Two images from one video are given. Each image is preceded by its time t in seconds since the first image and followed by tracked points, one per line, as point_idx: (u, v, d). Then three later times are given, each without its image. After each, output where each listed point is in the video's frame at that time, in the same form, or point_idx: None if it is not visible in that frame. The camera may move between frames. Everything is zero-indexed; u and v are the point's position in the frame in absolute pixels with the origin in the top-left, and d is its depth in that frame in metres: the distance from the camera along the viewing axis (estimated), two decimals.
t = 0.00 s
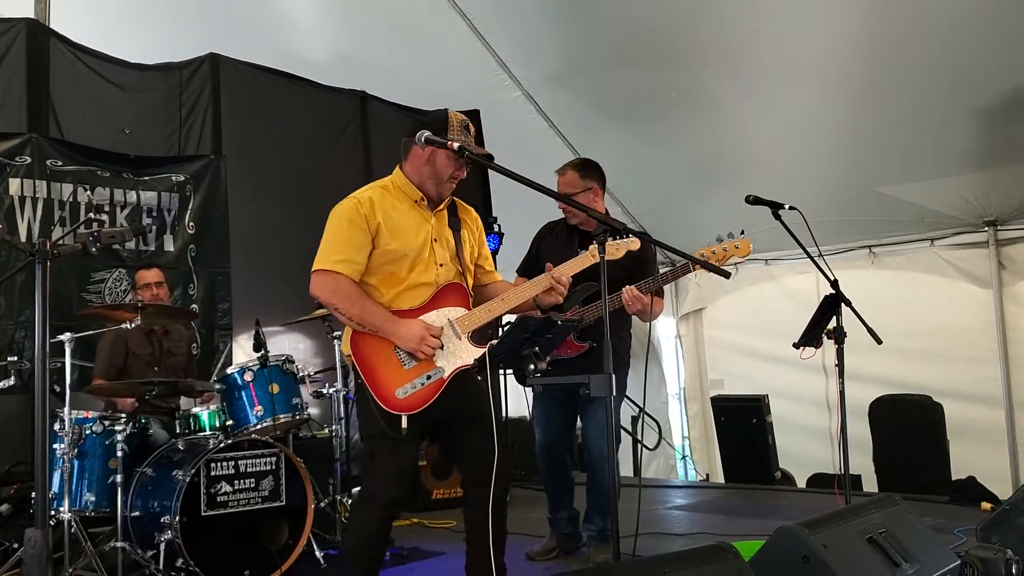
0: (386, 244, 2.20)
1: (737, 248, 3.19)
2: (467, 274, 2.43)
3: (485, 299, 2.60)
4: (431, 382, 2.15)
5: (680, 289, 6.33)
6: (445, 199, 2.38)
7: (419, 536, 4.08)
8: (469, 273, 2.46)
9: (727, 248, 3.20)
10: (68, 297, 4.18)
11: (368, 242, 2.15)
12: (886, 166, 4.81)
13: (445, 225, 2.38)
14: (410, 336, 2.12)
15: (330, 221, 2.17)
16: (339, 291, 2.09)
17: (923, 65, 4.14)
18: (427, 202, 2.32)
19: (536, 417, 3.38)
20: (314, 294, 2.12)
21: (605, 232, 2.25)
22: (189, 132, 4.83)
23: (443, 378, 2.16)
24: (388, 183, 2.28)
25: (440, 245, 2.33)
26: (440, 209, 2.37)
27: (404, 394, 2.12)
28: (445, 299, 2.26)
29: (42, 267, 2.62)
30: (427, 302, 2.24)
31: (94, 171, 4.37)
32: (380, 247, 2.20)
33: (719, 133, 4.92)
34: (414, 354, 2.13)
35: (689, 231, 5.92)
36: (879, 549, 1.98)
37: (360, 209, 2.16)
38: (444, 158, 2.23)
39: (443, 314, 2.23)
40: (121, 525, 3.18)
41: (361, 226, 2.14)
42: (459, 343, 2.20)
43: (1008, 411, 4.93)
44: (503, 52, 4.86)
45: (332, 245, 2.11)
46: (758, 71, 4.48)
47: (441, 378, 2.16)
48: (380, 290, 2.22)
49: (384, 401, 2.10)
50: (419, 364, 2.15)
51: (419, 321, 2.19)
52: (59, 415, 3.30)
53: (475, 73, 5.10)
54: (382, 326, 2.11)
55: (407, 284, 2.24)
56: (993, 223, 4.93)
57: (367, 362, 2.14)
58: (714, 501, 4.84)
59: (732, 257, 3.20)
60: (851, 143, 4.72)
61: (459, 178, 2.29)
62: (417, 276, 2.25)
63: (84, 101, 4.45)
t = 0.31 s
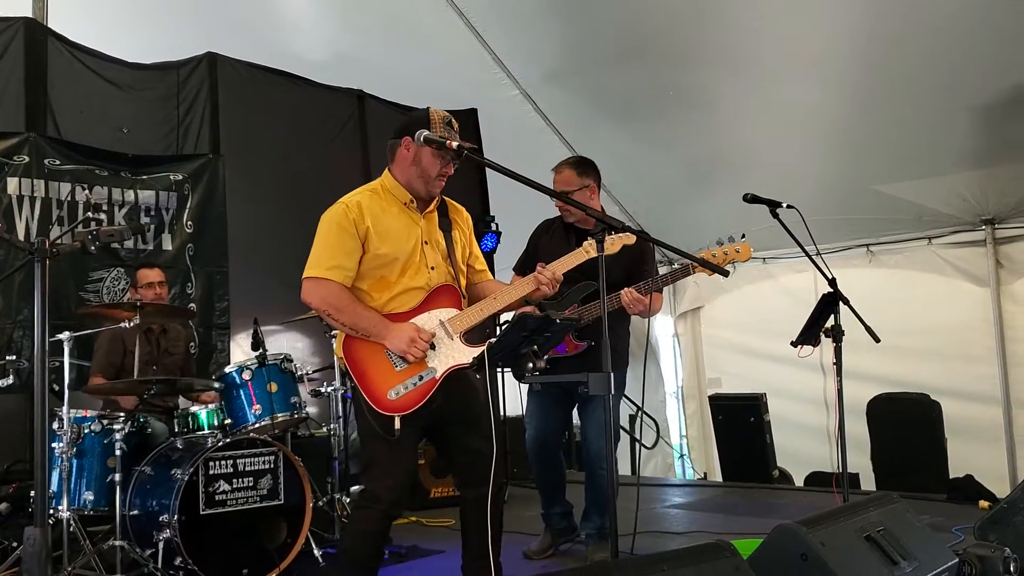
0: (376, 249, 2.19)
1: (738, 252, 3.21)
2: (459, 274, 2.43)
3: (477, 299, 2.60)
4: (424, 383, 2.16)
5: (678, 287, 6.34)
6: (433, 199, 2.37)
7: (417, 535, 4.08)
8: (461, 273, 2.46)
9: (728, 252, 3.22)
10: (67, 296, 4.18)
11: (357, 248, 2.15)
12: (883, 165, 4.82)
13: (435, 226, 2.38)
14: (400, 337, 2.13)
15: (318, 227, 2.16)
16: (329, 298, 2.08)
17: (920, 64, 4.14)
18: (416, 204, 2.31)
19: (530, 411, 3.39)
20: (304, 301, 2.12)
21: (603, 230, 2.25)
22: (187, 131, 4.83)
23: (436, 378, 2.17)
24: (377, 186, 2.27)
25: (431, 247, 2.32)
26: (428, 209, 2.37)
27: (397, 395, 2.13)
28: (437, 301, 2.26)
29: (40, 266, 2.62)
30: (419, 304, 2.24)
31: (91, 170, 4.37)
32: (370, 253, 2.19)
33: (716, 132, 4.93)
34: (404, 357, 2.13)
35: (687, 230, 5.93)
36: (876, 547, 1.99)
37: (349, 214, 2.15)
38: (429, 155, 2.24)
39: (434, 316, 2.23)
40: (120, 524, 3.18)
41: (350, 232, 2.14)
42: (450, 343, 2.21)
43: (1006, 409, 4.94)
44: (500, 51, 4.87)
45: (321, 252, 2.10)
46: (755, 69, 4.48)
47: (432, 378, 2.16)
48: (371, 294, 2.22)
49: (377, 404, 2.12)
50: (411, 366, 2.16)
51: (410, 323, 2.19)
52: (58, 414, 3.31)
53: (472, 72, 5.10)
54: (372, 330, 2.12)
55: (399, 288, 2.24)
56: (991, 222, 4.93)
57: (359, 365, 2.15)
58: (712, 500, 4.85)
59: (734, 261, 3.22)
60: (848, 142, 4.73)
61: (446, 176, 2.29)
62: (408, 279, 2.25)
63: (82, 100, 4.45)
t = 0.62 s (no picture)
0: (378, 248, 2.19)
1: (736, 237, 3.19)
2: (462, 273, 2.42)
3: (479, 297, 2.59)
4: (424, 381, 2.15)
5: (677, 283, 6.36)
6: (436, 198, 2.36)
7: (416, 533, 4.09)
8: (463, 271, 2.45)
9: (726, 237, 3.20)
10: (64, 293, 4.17)
11: (358, 247, 2.14)
12: (881, 162, 4.83)
13: (437, 225, 2.37)
14: (401, 335, 2.12)
15: (319, 226, 2.16)
16: (330, 297, 2.08)
17: (918, 62, 4.15)
18: (417, 203, 2.31)
19: (533, 414, 3.38)
20: (306, 299, 2.12)
21: (601, 229, 2.26)
22: (184, 129, 4.81)
23: (436, 376, 2.16)
24: (378, 185, 2.27)
25: (433, 246, 2.31)
26: (429, 207, 2.36)
27: (397, 393, 2.13)
28: (439, 300, 2.25)
29: (37, 263, 2.61)
30: (421, 302, 2.23)
31: (88, 167, 4.36)
32: (371, 252, 2.19)
33: (715, 129, 4.93)
34: (405, 354, 2.13)
35: (686, 227, 5.93)
36: (874, 544, 1.99)
37: (350, 213, 2.15)
38: (428, 156, 2.23)
39: (436, 314, 2.22)
40: (117, 522, 3.18)
41: (351, 231, 2.13)
42: (451, 341, 2.20)
43: (1004, 406, 4.96)
44: (498, 48, 4.87)
45: (323, 251, 2.10)
46: (751, 67, 4.48)
47: (433, 376, 2.16)
48: (372, 292, 2.22)
49: (378, 401, 2.12)
50: (411, 363, 2.15)
51: (412, 321, 2.18)
52: (56, 411, 3.27)
53: (470, 69, 5.10)
54: (374, 329, 2.11)
55: (400, 286, 2.23)
56: (988, 219, 4.94)
57: (360, 363, 2.15)
58: (710, 497, 4.86)
59: (733, 246, 3.20)
60: (846, 139, 4.73)
61: (447, 177, 2.27)
62: (410, 278, 2.24)
63: (79, 98, 4.44)
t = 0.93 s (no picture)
0: (378, 244, 2.18)
1: (735, 236, 3.17)
2: (462, 270, 2.41)
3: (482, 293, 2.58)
4: (424, 377, 2.15)
5: (674, 280, 6.39)
6: (436, 195, 2.36)
7: (414, 531, 4.09)
8: (464, 269, 2.44)
9: (725, 237, 3.18)
10: (62, 293, 4.17)
11: (358, 244, 2.14)
12: (878, 161, 4.83)
13: (438, 222, 2.37)
14: (401, 331, 2.12)
15: (320, 223, 2.15)
16: (330, 293, 2.08)
17: (914, 61, 4.15)
18: (417, 200, 2.31)
19: (528, 410, 3.38)
20: (306, 296, 2.12)
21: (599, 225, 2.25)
22: (181, 128, 4.80)
23: (436, 372, 2.16)
24: (379, 182, 2.27)
25: (433, 244, 2.31)
26: (429, 205, 2.36)
27: (397, 389, 2.12)
28: (439, 297, 2.24)
29: (32, 262, 2.60)
30: (422, 299, 2.22)
31: (85, 167, 4.35)
32: (372, 248, 2.19)
33: (712, 128, 4.93)
34: (405, 350, 2.12)
35: (684, 226, 5.93)
36: (872, 541, 2.00)
37: (351, 210, 2.14)
38: (426, 146, 2.24)
39: (436, 311, 2.21)
40: (114, 522, 3.18)
41: (352, 227, 2.13)
42: (451, 338, 2.19)
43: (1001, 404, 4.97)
44: (496, 47, 4.87)
45: (323, 247, 2.10)
46: (748, 65, 4.48)
47: (433, 372, 2.15)
48: (373, 289, 2.21)
49: (378, 397, 2.11)
50: (411, 359, 2.15)
51: (411, 317, 2.17)
52: (53, 410, 3.28)
53: (467, 68, 5.09)
54: (373, 325, 2.10)
55: (400, 283, 2.22)
56: (985, 217, 4.96)
57: (359, 359, 2.14)
58: (709, 495, 4.86)
59: (731, 246, 3.18)
60: (844, 138, 4.73)
61: (448, 165, 2.27)
62: (410, 275, 2.23)
63: (77, 97, 4.43)
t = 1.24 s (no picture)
0: (377, 244, 2.18)
1: (735, 239, 3.16)
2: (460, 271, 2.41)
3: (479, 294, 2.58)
4: (416, 378, 2.14)
5: (673, 280, 6.38)
6: (434, 195, 2.35)
7: (414, 530, 4.09)
8: (461, 270, 2.44)
9: (725, 240, 3.17)
10: (61, 293, 4.16)
11: (357, 243, 2.14)
12: (877, 158, 4.83)
13: (435, 223, 2.37)
14: (396, 333, 2.11)
15: (319, 221, 2.15)
16: (328, 292, 2.07)
17: (912, 59, 4.15)
18: (416, 201, 2.31)
19: (530, 410, 3.38)
20: (304, 294, 2.12)
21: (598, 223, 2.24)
22: (180, 128, 4.80)
23: (429, 375, 2.15)
24: (378, 180, 2.27)
25: (430, 244, 2.31)
26: (428, 205, 2.36)
27: (389, 390, 2.12)
28: (434, 298, 2.23)
29: (31, 262, 2.59)
30: (417, 300, 2.22)
31: (84, 166, 4.34)
32: (370, 248, 2.18)
33: (711, 126, 4.93)
34: (399, 352, 2.12)
35: (683, 224, 5.93)
36: (872, 539, 1.99)
37: (350, 209, 2.14)
38: (423, 150, 2.21)
39: (430, 312, 2.21)
40: (113, 521, 3.17)
41: (351, 226, 2.13)
42: (445, 340, 2.18)
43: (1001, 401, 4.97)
44: (493, 46, 4.87)
45: (322, 246, 2.10)
46: (746, 64, 4.48)
47: (426, 375, 2.15)
48: (370, 288, 2.22)
49: (370, 397, 2.12)
50: (404, 361, 2.14)
51: (407, 318, 2.17)
52: (52, 410, 3.27)
53: (466, 67, 5.09)
54: (369, 325, 2.10)
55: (398, 283, 2.22)
56: (985, 215, 4.96)
57: (354, 359, 2.15)
58: (709, 493, 4.86)
59: (730, 249, 3.17)
60: (842, 135, 4.73)
61: (445, 168, 2.24)
62: (406, 275, 2.23)
63: (75, 97, 4.42)
